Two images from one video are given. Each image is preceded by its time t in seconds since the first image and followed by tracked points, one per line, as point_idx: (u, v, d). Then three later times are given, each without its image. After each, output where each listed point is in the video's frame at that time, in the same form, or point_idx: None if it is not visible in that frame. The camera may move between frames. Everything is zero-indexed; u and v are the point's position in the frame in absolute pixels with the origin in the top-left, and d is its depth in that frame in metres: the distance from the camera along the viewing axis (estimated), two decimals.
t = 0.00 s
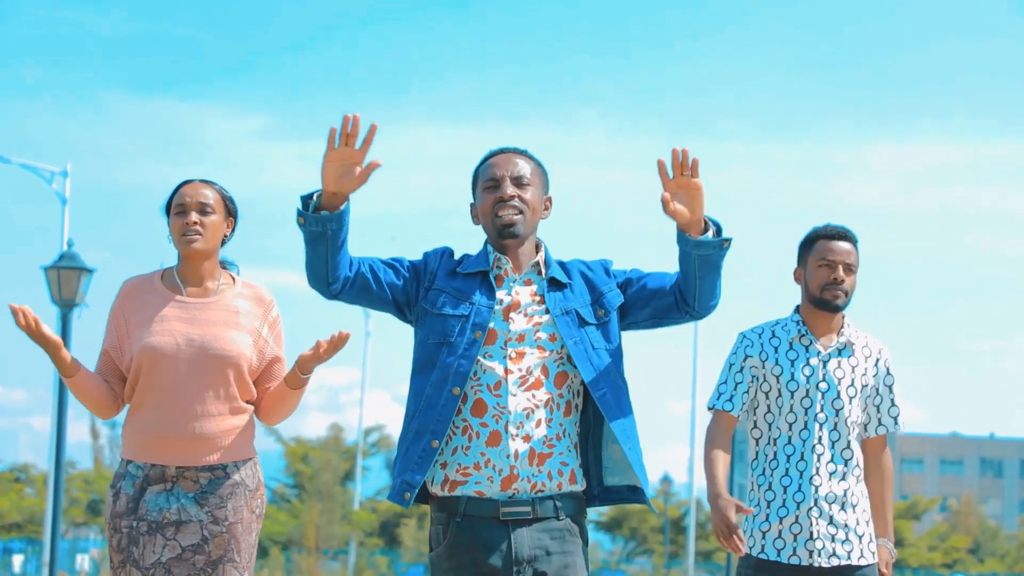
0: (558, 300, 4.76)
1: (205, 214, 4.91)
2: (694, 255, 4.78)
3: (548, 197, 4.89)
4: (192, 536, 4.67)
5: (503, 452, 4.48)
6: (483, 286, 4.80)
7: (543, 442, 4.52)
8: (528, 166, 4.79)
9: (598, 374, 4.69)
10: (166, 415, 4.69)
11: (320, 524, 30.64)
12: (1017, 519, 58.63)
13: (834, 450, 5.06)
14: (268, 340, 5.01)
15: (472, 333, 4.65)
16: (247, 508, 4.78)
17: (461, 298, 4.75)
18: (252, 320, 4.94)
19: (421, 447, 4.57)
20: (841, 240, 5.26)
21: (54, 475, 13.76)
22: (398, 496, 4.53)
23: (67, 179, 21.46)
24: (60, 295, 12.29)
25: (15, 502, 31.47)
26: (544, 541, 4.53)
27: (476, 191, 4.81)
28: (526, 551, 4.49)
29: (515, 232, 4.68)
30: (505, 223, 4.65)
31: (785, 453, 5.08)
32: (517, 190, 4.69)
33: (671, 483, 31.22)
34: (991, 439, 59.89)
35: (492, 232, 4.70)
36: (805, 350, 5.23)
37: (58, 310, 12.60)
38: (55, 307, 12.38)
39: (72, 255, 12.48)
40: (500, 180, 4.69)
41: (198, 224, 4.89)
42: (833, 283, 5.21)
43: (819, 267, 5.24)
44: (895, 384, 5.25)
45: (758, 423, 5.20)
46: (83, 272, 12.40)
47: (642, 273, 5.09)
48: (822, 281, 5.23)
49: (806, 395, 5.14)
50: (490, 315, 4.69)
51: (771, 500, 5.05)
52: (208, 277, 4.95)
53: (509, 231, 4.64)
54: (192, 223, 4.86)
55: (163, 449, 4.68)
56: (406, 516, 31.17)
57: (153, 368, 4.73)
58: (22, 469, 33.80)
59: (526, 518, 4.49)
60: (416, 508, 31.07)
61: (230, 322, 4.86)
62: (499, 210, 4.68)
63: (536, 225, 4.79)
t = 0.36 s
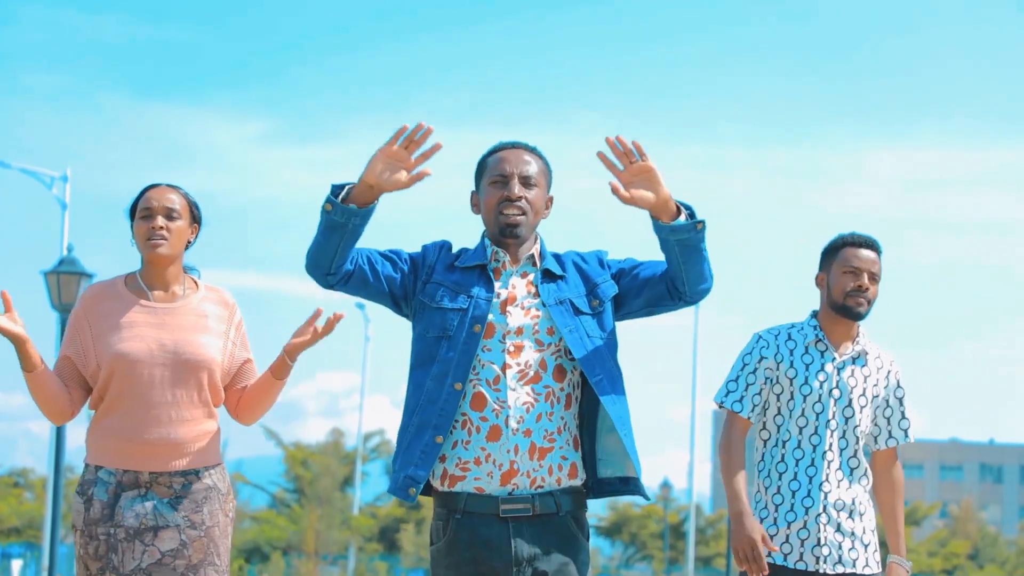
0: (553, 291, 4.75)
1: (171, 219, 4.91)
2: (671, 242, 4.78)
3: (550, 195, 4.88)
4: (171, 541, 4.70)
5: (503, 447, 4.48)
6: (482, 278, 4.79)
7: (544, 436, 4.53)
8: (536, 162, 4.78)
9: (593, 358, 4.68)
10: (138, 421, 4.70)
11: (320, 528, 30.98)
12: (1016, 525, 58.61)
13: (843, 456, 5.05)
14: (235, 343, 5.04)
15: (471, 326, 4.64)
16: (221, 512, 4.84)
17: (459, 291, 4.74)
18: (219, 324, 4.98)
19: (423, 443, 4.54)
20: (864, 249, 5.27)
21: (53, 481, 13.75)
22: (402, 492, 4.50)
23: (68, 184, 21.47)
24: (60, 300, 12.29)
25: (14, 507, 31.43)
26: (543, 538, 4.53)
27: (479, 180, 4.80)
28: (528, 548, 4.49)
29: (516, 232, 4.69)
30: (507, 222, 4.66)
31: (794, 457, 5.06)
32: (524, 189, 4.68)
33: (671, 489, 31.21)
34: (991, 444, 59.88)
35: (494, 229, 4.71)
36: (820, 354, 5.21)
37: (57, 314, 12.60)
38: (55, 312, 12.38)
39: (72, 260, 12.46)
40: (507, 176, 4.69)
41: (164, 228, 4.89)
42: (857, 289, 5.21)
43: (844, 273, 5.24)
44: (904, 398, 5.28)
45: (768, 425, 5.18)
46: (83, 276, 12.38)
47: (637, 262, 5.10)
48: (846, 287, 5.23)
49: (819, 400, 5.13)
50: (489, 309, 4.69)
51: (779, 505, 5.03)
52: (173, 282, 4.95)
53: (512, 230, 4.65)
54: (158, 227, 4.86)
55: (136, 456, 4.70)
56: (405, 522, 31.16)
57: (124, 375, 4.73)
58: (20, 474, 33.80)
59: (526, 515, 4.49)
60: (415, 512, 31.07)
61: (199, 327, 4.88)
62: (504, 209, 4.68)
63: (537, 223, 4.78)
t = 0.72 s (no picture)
0: (549, 311, 4.76)
1: (164, 224, 4.92)
2: (680, 262, 4.78)
3: (548, 216, 4.87)
4: (169, 545, 4.72)
5: (500, 464, 4.48)
6: (478, 297, 4.79)
7: (541, 453, 4.53)
8: (536, 183, 4.77)
9: (589, 382, 4.68)
10: (135, 427, 4.71)
11: (320, 533, 30.95)
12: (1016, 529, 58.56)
13: (846, 460, 4.98)
14: (225, 345, 5.08)
15: (468, 344, 4.65)
16: (217, 516, 4.87)
17: (457, 309, 4.75)
18: (210, 327, 5.01)
19: (417, 460, 4.55)
20: (866, 252, 5.18)
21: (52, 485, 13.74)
22: (394, 508, 4.52)
23: (67, 189, 21.43)
24: (57, 305, 12.31)
25: (13, 512, 31.43)
26: (542, 551, 4.53)
27: (478, 198, 4.80)
28: (527, 561, 4.49)
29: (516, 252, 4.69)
30: (506, 242, 4.66)
31: (798, 463, 5.07)
32: (523, 211, 4.68)
33: (671, 493, 31.16)
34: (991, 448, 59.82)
35: (493, 249, 4.71)
36: (822, 360, 5.21)
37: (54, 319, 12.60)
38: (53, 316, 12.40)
39: (72, 264, 12.46)
40: (507, 198, 4.68)
41: (157, 233, 4.89)
42: (851, 295, 5.15)
43: (841, 278, 5.18)
44: (928, 399, 5.06)
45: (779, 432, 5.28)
46: (82, 280, 12.37)
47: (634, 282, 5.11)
48: (843, 293, 5.18)
49: (818, 404, 5.13)
50: (485, 327, 4.69)
51: (786, 511, 5.04)
52: (163, 286, 4.97)
53: (510, 250, 4.65)
54: (151, 233, 4.86)
55: (132, 460, 4.70)
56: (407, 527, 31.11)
57: (119, 380, 4.73)
58: (19, 479, 33.81)
59: (526, 529, 4.49)
60: (415, 516, 31.04)
61: (192, 332, 4.91)
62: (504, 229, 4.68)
63: (536, 244, 4.79)
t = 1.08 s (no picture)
0: (545, 297, 4.77)
1: (181, 228, 4.99)
2: (679, 243, 4.82)
3: (546, 205, 4.87)
4: (177, 549, 4.74)
5: (497, 453, 4.49)
6: (473, 284, 4.78)
7: (537, 442, 4.55)
8: (535, 173, 4.77)
9: (587, 365, 4.71)
10: (146, 429, 4.75)
11: (319, 536, 31.01)
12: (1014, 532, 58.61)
13: (846, 462, 4.96)
14: (246, 346, 5.11)
15: (465, 334, 4.64)
16: (229, 521, 4.87)
17: (454, 297, 4.74)
18: (227, 330, 5.04)
19: (416, 449, 4.53)
20: (854, 256, 5.21)
21: (50, 487, 13.73)
22: (394, 498, 4.48)
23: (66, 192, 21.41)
24: (57, 307, 12.31)
25: (13, 515, 31.41)
26: (538, 546, 4.53)
27: (477, 185, 4.79)
28: (524, 554, 4.50)
29: (510, 243, 4.70)
30: (501, 234, 4.67)
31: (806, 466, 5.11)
32: (520, 203, 4.68)
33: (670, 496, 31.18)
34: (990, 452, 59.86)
35: (488, 238, 4.71)
36: (824, 365, 5.22)
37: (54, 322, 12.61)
38: (53, 320, 12.40)
39: (72, 267, 12.46)
40: (506, 188, 4.67)
41: (174, 236, 4.95)
42: (836, 300, 5.19)
43: (830, 283, 5.24)
44: (932, 388, 4.92)
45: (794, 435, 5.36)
46: (82, 283, 12.38)
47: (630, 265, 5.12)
48: (832, 297, 5.23)
49: (821, 409, 5.13)
50: (483, 316, 4.68)
51: (792, 515, 5.08)
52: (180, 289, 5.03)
53: (505, 242, 4.66)
54: (168, 236, 4.92)
55: (143, 464, 4.73)
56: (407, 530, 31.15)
57: (132, 383, 4.78)
58: (19, 481, 33.81)
59: (523, 520, 4.50)
60: (415, 519, 31.06)
61: (206, 334, 4.96)
62: (500, 220, 4.68)
63: (533, 233, 4.79)
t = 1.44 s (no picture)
0: (537, 305, 4.78)
1: (219, 231, 5.09)
2: (676, 256, 4.82)
3: (536, 215, 4.88)
4: (207, 550, 4.86)
5: (493, 461, 4.49)
6: (465, 294, 4.79)
7: (532, 450, 4.55)
8: (525, 180, 4.79)
9: (579, 376, 4.73)
10: (178, 429, 4.88)
11: (319, 537, 31.05)
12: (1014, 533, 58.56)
13: (841, 460, 4.98)
14: (284, 343, 5.21)
15: (458, 341, 4.64)
16: (262, 523, 4.97)
17: (445, 306, 4.74)
18: (263, 328, 5.15)
19: (411, 456, 4.54)
20: (839, 253, 5.23)
21: (49, 489, 13.76)
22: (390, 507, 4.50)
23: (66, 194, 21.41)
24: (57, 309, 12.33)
25: (12, 516, 31.42)
26: (536, 546, 4.55)
27: (468, 191, 4.80)
28: (519, 561, 4.51)
29: (499, 247, 4.71)
30: (489, 238, 4.68)
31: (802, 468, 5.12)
32: (510, 207, 4.69)
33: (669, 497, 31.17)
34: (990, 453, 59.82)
35: (477, 243, 4.73)
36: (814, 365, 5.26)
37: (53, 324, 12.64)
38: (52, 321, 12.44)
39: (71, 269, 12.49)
40: (496, 193, 4.69)
41: (210, 239, 5.05)
42: (823, 298, 5.20)
43: (816, 283, 5.25)
44: (923, 382, 4.96)
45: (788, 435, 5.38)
46: (82, 285, 12.40)
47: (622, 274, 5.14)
48: (818, 297, 5.24)
49: (814, 409, 5.16)
50: (475, 325, 4.69)
51: (790, 515, 5.08)
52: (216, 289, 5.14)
53: (493, 246, 4.67)
54: (204, 239, 5.03)
55: (179, 465, 4.86)
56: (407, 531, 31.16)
57: (165, 383, 4.92)
58: (19, 482, 33.82)
59: (520, 527, 4.51)
60: (414, 520, 31.07)
61: (240, 333, 5.07)
62: (489, 224, 4.69)
63: (522, 242, 4.80)
